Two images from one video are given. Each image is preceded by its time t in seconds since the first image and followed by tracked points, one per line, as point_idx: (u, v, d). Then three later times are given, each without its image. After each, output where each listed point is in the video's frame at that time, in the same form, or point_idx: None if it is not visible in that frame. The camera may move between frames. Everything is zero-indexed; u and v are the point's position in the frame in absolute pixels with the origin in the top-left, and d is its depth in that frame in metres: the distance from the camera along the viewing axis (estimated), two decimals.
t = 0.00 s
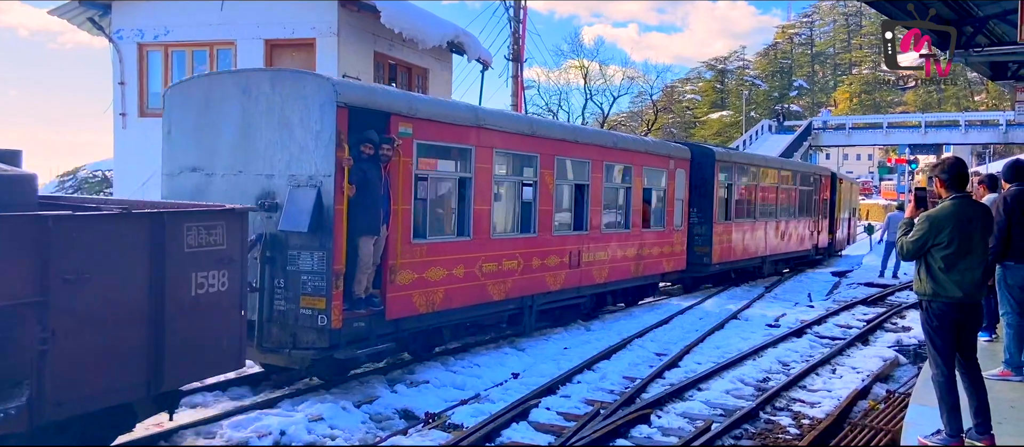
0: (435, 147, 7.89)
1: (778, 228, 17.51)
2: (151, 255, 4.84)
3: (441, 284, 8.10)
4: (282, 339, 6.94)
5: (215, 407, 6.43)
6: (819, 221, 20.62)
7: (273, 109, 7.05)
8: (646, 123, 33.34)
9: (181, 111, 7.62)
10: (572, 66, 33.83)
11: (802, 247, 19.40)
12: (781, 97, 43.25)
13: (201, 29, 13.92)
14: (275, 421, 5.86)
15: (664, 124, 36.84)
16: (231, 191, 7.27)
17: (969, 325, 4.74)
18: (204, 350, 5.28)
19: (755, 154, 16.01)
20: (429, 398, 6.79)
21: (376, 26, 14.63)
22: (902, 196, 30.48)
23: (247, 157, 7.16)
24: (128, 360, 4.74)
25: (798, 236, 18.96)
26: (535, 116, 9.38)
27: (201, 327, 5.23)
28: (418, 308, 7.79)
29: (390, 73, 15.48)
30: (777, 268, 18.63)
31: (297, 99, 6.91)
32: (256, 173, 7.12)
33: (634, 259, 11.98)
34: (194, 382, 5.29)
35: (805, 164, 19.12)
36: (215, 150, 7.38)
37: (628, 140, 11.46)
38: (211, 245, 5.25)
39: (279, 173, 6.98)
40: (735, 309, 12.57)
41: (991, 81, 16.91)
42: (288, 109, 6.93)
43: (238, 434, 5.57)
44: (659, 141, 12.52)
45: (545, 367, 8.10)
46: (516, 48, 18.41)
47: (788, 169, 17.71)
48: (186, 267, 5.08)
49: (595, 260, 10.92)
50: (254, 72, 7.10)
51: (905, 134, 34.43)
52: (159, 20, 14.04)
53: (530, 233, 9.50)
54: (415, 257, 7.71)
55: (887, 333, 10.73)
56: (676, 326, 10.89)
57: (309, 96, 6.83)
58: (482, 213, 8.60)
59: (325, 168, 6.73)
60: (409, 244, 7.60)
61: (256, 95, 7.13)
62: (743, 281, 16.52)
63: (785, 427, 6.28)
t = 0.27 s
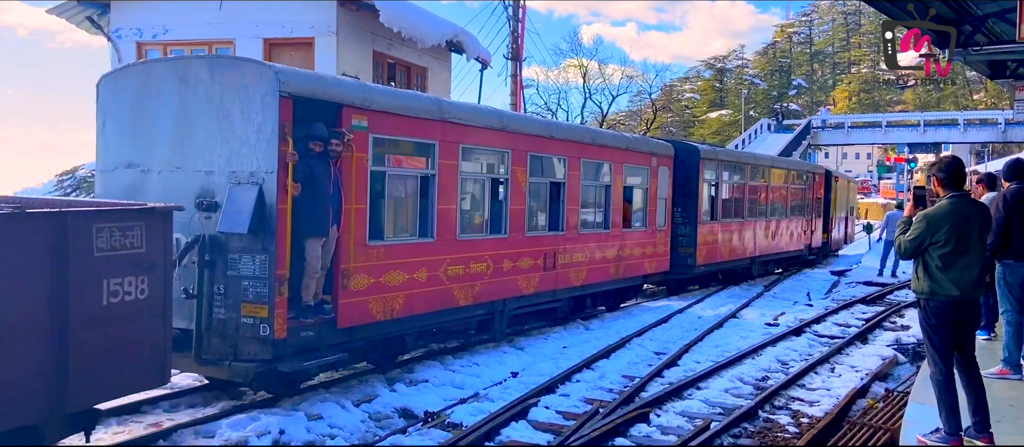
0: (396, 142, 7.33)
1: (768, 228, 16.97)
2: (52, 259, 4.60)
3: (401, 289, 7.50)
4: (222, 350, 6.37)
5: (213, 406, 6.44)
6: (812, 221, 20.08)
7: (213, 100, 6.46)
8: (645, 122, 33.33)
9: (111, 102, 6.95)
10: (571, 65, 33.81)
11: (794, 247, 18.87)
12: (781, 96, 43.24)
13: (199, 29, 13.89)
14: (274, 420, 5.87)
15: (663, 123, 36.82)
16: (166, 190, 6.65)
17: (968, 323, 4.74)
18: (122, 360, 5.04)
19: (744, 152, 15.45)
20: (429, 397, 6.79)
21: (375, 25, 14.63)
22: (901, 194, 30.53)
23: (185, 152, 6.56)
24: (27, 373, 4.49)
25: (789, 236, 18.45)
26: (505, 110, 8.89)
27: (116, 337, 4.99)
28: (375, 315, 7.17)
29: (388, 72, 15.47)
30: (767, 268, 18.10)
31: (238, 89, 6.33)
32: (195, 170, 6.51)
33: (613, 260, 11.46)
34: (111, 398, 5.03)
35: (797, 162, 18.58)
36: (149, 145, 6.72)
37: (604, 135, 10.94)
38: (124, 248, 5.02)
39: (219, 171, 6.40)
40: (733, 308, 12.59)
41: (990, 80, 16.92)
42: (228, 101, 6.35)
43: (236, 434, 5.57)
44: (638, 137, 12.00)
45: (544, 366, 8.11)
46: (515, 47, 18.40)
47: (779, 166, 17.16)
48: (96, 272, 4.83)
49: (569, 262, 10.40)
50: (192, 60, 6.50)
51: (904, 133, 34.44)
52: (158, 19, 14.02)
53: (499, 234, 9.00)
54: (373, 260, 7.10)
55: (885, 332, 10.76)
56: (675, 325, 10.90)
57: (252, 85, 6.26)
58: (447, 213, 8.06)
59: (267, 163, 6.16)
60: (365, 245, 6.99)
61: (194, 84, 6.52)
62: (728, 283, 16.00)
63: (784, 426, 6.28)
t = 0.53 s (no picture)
0: (349, 135, 6.74)
1: (758, 228, 16.37)
2: None
3: (356, 296, 6.94)
4: (152, 364, 5.79)
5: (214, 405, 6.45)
6: (806, 220, 19.45)
7: (143, 89, 5.89)
8: (645, 121, 33.32)
9: (36, 92, 6.37)
10: (571, 64, 33.81)
11: (787, 247, 18.28)
12: (781, 95, 43.28)
13: (200, 28, 13.88)
14: (276, 419, 5.87)
15: (664, 122, 36.82)
16: (93, 188, 6.06)
17: (969, 321, 4.74)
18: (25, 384, 5.10)
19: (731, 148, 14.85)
20: (430, 395, 6.79)
21: (375, 24, 14.62)
22: (901, 193, 30.54)
23: (112, 146, 5.99)
24: None
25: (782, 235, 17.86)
26: (474, 103, 8.33)
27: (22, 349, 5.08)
28: (326, 324, 6.63)
29: (389, 71, 15.46)
30: (759, 268, 17.51)
31: (169, 77, 5.76)
32: (124, 166, 5.93)
33: (593, 262, 10.87)
34: (10, 423, 5.12)
35: (789, 159, 17.96)
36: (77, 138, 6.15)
37: (584, 130, 10.36)
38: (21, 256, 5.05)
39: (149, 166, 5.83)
40: (734, 307, 12.58)
41: (992, 80, 16.89)
42: (159, 90, 5.80)
43: (237, 433, 5.57)
44: (620, 133, 11.42)
45: (544, 365, 8.11)
46: (515, 46, 18.40)
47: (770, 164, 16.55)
48: None
49: (545, 264, 9.83)
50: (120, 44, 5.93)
51: (904, 132, 34.40)
52: (158, 19, 14.02)
53: (470, 234, 8.42)
54: (323, 265, 6.54)
55: (886, 330, 10.76)
56: (676, 324, 10.90)
57: (183, 72, 5.68)
58: (410, 212, 7.48)
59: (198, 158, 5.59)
60: (313, 248, 6.44)
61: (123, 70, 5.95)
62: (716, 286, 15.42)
63: (785, 424, 6.29)
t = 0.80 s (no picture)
0: (295, 129, 6.21)
1: (750, 228, 15.79)
2: None
3: (301, 303, 6.38)
4: (70, 381, 5.31)
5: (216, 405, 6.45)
6: (801, 219, 18.83)
7: (59, 78, 5.39)
8: (647, 120, 33.31)
9: None
10: (573, 63, 33.81)
11: (780, 248, 17.67)
12: (783, 93, 43.25)
13: (202, 27, 13.90)
14: (278, 418, 5.87)
15: (665, 120, 36.79)
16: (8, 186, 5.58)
17: (969, 320, 4.74)
18: None
19: (722, 145, 14.32)
20: (431, 394, 6.79)
21: (377, 23, 14.62)
22: (903, 192, 30.53)
23: (27, 141, 5.49)
24: None
25: (776, 235, 17.25)
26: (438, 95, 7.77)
27: None
28: (267, 335, 6.09)
29: (390, 70, 15.45)
30: (750, 269, 16.92)
31: (87, 63, 5.25)
32: (40, 162, 5.43)
33: (573, 263, 10.39)
34: None
35: (783, 157, 17.37)
36: None
37: (560, 125, 9.89)
38: None
39: (66, 163, 5.33)
40: (736, 306, 12.56)
41: (994, 78, 16.86)
42: (77, 79, 5.29)
43: (240, 432, 5.57)
44: (600, 129, 10.94)
45: (546, 364, 8.11)
46: (517, 45, 18.40)
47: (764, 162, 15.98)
48: None
49: (520, 266, 9.33)
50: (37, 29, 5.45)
51: (906, 130, 34.35)
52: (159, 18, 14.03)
53: (435, 236, 7.89)
54: (262, 271, 6.00)
55: (888, 329, 10.75)
56: (678, 322, 10.89)
57: (103, 59, 5.17)
58: (367, 213, 6.94)
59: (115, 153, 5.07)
60: (253, 253, 5.91)
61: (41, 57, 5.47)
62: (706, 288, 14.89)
63: (787, 422, 6.28)
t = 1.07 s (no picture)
0: (233, 123, 5.77)
1: (741, 228, 15.36)
2: None
3: (285, 306, 6.27)
4: None
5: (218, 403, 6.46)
6: (797, 218, 18.33)
7: None
8: (650, 118, 33.29)
9: None
10: (576, 61, 33.78)
11: (774, 247, 17.20)
12: (786, 92, 43.19)
13: (205, 26, 13.91)
14: (280, 417, 5.87)
15: (668, 119, 36.74)
16: None
17: (971, 319, 4.72)
18: None
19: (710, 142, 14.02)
20: (434, 393, 6.80)
21: (379, 22, 14.62)
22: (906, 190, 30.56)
23: None
24: None
25: (769, 234, 16.79)
26: (400, 87, 7.31)
27: None
28: (199, 349, 5.63)
29: (392, 69, 15.45)
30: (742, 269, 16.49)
31: None
32: None
33: (549, 265, 9.94)
34: None
35: (777, 155, 16.94)
36: None
37: (535, 120, 9.43)
38: None
39: None
40: (739, 304, 12.54)
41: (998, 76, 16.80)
42: None
43: (243, 431, 5.58)
44: (580, 124, 10.52)
45: (548, 362, 8.10)
46: (519, 43, 18.38)
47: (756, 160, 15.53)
48: None
49: (492, 269, 8.88)
50: None
51: (910, 128, 34.28)
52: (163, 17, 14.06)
53: (398, 238, 7.41)
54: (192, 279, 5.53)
55: (892, 327, 10.73)
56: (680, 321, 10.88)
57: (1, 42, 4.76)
58: (317, 213, 6.48)
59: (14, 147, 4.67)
60: (182, 258, 5.44)
61: None
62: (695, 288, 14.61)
63: (791, 421, 6.27)
